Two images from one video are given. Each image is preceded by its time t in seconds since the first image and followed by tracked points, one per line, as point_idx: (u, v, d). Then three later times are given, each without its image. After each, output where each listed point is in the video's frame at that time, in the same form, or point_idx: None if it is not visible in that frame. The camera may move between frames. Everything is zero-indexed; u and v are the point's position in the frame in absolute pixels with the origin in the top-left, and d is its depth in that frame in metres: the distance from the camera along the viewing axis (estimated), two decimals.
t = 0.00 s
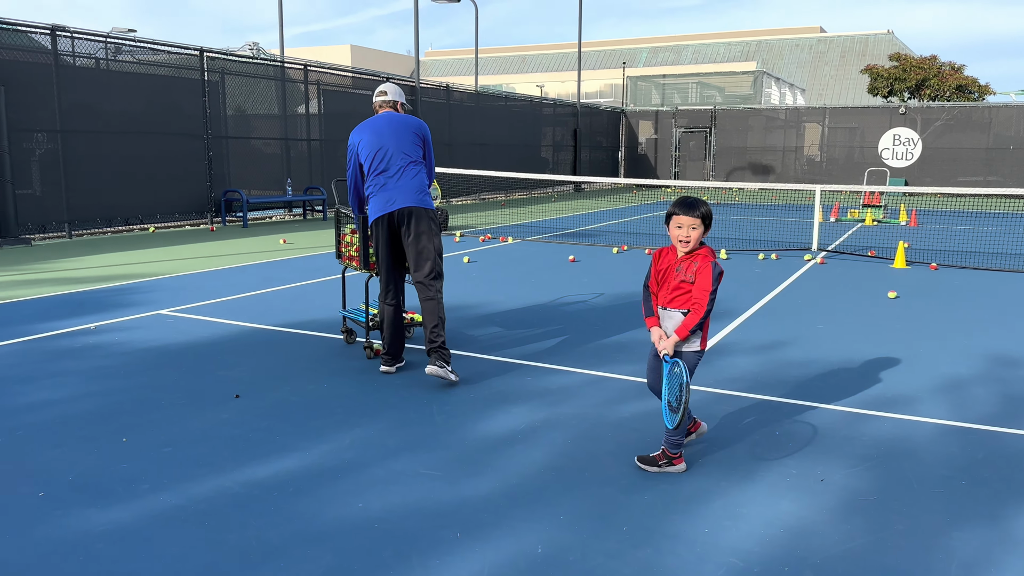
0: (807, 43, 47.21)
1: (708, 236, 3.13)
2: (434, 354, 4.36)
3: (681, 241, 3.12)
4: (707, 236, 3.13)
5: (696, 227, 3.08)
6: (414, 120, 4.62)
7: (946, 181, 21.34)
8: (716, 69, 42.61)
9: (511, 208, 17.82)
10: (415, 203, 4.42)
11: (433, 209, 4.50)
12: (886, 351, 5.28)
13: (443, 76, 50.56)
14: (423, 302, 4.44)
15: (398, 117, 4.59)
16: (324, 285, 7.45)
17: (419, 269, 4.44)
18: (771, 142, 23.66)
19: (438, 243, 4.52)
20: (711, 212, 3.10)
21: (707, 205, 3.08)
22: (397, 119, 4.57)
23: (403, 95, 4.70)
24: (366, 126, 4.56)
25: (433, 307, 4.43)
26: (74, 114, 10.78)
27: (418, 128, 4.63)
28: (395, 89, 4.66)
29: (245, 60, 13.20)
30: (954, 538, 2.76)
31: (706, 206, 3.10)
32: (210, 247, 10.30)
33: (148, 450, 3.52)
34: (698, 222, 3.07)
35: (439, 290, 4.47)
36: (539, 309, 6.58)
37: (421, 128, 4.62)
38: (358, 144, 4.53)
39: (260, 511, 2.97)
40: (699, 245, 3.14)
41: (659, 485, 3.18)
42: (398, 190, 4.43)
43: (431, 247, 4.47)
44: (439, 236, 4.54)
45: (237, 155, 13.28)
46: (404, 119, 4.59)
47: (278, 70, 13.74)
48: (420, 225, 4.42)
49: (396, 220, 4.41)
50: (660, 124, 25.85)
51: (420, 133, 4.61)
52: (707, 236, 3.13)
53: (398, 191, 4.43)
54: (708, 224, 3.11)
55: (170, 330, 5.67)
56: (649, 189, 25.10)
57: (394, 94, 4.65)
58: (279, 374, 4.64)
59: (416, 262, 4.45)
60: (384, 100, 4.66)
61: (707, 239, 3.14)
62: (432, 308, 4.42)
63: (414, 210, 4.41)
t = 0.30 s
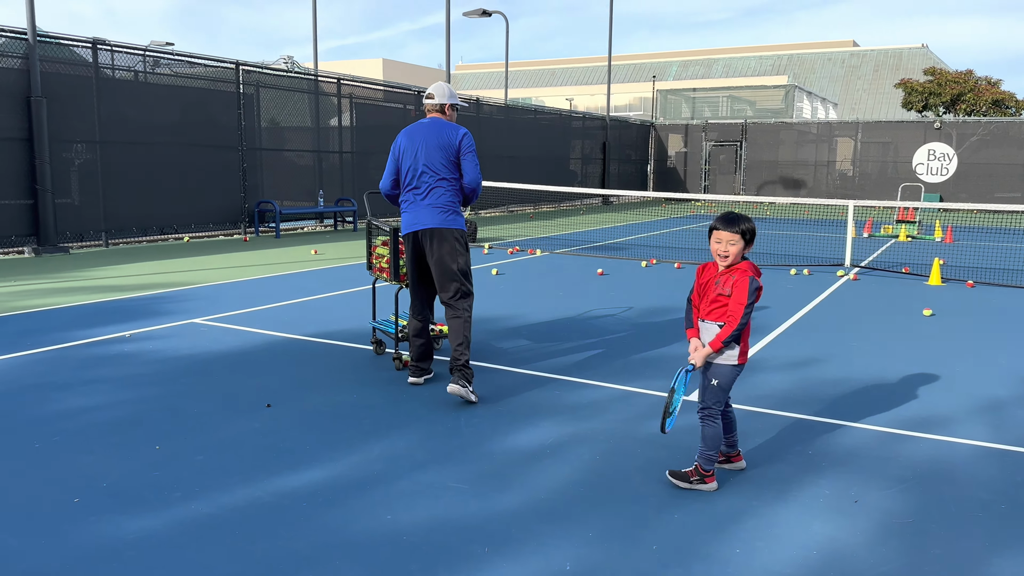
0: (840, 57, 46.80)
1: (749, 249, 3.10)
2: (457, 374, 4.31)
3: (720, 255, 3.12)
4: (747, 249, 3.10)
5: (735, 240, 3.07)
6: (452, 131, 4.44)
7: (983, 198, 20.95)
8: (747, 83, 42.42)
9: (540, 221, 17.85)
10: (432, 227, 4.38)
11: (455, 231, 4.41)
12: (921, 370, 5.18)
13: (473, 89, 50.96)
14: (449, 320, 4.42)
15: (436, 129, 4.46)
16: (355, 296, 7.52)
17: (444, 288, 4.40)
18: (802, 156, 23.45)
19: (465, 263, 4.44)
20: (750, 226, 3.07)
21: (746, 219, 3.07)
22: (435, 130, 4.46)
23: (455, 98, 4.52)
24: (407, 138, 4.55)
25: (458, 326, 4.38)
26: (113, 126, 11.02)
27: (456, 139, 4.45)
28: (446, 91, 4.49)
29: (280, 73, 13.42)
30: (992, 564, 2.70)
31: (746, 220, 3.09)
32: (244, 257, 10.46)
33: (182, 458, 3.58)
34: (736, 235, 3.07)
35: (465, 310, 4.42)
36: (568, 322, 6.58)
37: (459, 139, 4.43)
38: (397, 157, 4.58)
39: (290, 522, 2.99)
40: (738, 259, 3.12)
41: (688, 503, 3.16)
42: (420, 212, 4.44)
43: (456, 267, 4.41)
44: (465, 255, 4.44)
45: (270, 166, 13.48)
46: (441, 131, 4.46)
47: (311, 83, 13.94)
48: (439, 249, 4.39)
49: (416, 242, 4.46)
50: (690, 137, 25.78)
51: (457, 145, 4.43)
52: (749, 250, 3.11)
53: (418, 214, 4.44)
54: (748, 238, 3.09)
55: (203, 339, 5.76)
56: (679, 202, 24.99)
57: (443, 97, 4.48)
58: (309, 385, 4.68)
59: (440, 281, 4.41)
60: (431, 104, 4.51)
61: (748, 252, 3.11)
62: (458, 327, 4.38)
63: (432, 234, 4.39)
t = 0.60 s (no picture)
0: (863, 76, 46.60)
1: (764, 271, 3.12)
2: (472, 411, 4.21)
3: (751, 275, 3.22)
4: (761, 271, 3.13)
5: (747, 261, 3.16)
6: (494, 160, 4.19)
7: (1010, 220, 20.66)
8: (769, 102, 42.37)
9: (562, 240, 17.86)
10: (468, 263, 4.22)
11: (492, 266, 4.25)
12: (951, 396, 5.11)
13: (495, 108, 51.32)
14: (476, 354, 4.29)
15: (477, 155, 4.22)
16: (379, 315, 7.56)
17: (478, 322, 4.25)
18: (826, 176, 23.32)
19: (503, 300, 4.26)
20: (759, 248, 3.11)
21: (757, 241, 3.12)
22: (476, 157, 4.21)
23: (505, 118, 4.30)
24: (446, 161, 4.32)
25: (486, 364, 4.24)
26: (141, 144, 11.21)
27: (499, 169, 4.20)
28: (496, 109, 4.30)
29: (306, 94, 13.61)
30: None
31: (761, 244, 3.12)
32: (269, 275, 10.57)
33: (210, 479, 3.61)
34: (749, 256, 3.16)
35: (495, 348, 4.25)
36: (592, 343, 6.57)
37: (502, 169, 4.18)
38: (436, 181, 4.38)
39: (317, 545, 3.00)
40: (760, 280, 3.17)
41: (717, 532, 3.13)
42: (455, 244, 4.27)
43: (493, 304, 4.24)
44: (502, 291, 4.27)
45: (295, 185, 13.64)
46: (482, 158, 4.21)
47: (336, 103, 14.12)
48: (475, 285, 4.24)
49: (450, 276, 4.29)
50: (712, 157, 25.75)
51: (500, 175, 4.18)
52: (766, 272, 3.12)
53: (455, 246, 4.26)
54: (757, 261, 3.12)
55: (231, 358, 5.82)
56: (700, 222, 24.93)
57: (493, 114, 4.28)
58: (336, 405, 4.71)
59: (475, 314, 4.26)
60: (480, 121, 4.30)
61: (765, 274, 3.13)
62: (483, 364, 4.24)
63: (468, 269, 4.23)
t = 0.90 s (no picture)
0: (867, 90, 46.72)
1: (764, 286, 3.13)
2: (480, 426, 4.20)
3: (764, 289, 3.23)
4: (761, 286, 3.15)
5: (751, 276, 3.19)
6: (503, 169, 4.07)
7: (1016, 233, 20.62)
8: (773, 116, 42.48)
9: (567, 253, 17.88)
10: (477, 274, 4.08)
11: (502, 278, 4.11)
12: (961, 410, 5.09)
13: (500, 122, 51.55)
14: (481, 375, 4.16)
15: (486, 165, 4.11)
16: (385, 328, 7.57)
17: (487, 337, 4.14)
18: (831, 190, 23.33)
19: (510, 314, 4.17)
20: (756, 264, 3.13)
21: (756, 256, 3.15)
22: (485, 167, 4.11)
23: (513, 123, 4.14)
24: (455, 170, 4.21)
25: (493, 381, 4.16)
26: (147, 157, 11.27)
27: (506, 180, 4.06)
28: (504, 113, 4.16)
29: (312, 107, 13.68)
30: None
31: (760, 259, 3.13)
32: (275, 288, 10.60)
33: (217, 491, 3.60)
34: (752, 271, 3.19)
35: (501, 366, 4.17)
36: (598, 356, 6.56)
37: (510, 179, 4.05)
38: (444, 190, 4.27)
39: (325, 558, 2.99)
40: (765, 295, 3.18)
41: (726, 546, 3.11)
42: (460, 255, 4.14)
43: (502, 317, 4.14)
44: (511, 304, 4.16)
45: (300, 198, 13.69)
46: (490, 167, 4.11)
47: (342, 116, 14.19)
48: (482, 299, 4.11)
49: (458, 289, 4.14)
50: (716, 170, 25.80)
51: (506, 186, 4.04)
52: (766, 287, 3.13)
53: (463, 258, 4.12)
54: (756, 275, 3.14)
55: (237, 370, 5.82)
56: (705, 235, 24.95)
57: (499, 119, 4.17)
58: (342, 418, 4.70)
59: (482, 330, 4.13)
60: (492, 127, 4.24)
61: (767, 289, 3.14)
62: (491, 381, 4.17)
63: (477, 281, 4.08)
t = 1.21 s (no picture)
0: (854, 96, 47.06)
1: (750, 291, 3.15)
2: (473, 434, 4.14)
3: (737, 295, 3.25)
4: (750, 291, 3.15)
5: (734, 280, 3.19)
6: (473, 171, 3.81)
7: (1001, 237, 20.79)
8: (761, 121, 42.75)
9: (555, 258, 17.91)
10: (447, 285, 3.78)
11: (474, 289, 3.82)
12: (943, 412, 5.11)
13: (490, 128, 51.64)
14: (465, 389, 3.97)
15: (457, 168, 3.86)
16: (371, 333, 7.55)
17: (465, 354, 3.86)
18: (817, 195, 23.48)
19: (487, 324, 3.92)
20: (748, 268, 3.13)
21: (745, 260, 3.15)
22: (455, 171, 3.85)
23: (484, 127, 3.92)
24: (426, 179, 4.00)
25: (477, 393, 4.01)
26: (134, 164, 11.23)
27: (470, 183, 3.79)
28: (475, 116, 3.94)
29: (299, 113, 13.66)
30: None
31: (749, 262, 3.15)
32: (262, 294, 10.56)
33: (197, 497, 3.58)
34: (735, 275, 3.19)
35: (485, 377, 4.00)
36: (584, 361, 6.57)
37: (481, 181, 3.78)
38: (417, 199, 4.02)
39: (304, 564, 2.97)
40: (746, 299, 3.19)
41: (707, 549, 3.11)
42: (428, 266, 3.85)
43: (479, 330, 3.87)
44: (486, 316, 3.89)
45: (288, 204, 13.66)
46: (461, 170, 3.85)
47: (330, 122, 14.17)
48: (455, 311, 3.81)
49: (428, 301, 3.84)
50: (704, 176, 25.91)
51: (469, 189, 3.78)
52: (754, 292, 3.14)
53: (433, 267, 3.83)
54: (745, 280, 3.15)
55: (221, 376, 5.79)
56: (693, 240, 25.06)
57: (469, 122, 3.94)
58: (326, 423, 4.69)
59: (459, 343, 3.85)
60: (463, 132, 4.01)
61: (751, 294, 3.16)
62: (474, 395, 4.00)
63: (448, 293, 3.79)
